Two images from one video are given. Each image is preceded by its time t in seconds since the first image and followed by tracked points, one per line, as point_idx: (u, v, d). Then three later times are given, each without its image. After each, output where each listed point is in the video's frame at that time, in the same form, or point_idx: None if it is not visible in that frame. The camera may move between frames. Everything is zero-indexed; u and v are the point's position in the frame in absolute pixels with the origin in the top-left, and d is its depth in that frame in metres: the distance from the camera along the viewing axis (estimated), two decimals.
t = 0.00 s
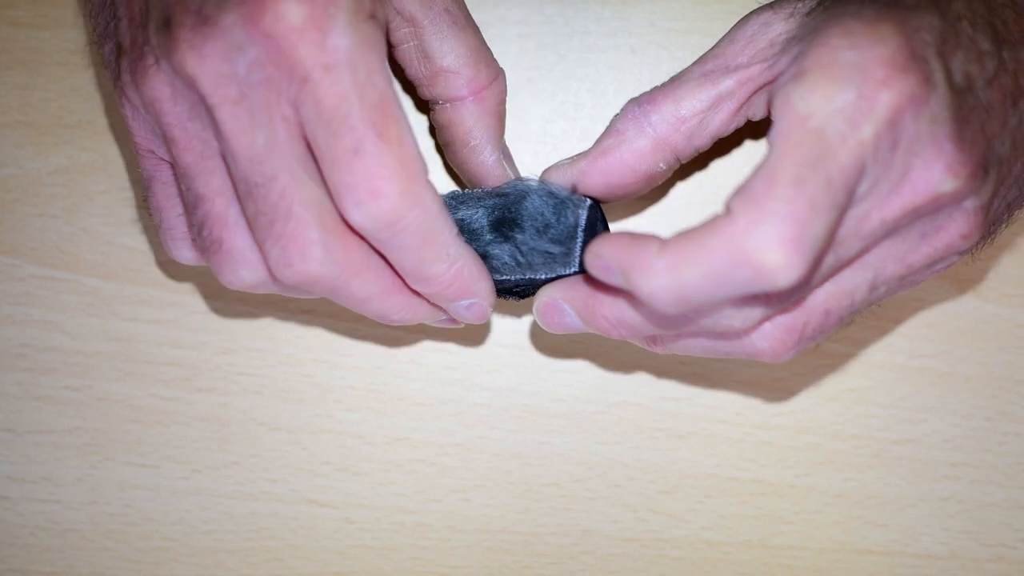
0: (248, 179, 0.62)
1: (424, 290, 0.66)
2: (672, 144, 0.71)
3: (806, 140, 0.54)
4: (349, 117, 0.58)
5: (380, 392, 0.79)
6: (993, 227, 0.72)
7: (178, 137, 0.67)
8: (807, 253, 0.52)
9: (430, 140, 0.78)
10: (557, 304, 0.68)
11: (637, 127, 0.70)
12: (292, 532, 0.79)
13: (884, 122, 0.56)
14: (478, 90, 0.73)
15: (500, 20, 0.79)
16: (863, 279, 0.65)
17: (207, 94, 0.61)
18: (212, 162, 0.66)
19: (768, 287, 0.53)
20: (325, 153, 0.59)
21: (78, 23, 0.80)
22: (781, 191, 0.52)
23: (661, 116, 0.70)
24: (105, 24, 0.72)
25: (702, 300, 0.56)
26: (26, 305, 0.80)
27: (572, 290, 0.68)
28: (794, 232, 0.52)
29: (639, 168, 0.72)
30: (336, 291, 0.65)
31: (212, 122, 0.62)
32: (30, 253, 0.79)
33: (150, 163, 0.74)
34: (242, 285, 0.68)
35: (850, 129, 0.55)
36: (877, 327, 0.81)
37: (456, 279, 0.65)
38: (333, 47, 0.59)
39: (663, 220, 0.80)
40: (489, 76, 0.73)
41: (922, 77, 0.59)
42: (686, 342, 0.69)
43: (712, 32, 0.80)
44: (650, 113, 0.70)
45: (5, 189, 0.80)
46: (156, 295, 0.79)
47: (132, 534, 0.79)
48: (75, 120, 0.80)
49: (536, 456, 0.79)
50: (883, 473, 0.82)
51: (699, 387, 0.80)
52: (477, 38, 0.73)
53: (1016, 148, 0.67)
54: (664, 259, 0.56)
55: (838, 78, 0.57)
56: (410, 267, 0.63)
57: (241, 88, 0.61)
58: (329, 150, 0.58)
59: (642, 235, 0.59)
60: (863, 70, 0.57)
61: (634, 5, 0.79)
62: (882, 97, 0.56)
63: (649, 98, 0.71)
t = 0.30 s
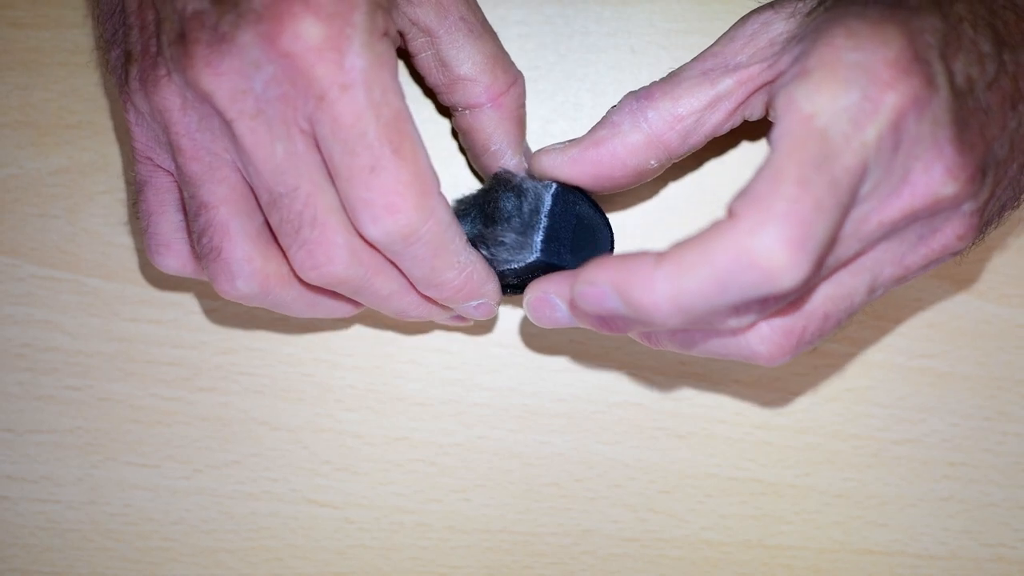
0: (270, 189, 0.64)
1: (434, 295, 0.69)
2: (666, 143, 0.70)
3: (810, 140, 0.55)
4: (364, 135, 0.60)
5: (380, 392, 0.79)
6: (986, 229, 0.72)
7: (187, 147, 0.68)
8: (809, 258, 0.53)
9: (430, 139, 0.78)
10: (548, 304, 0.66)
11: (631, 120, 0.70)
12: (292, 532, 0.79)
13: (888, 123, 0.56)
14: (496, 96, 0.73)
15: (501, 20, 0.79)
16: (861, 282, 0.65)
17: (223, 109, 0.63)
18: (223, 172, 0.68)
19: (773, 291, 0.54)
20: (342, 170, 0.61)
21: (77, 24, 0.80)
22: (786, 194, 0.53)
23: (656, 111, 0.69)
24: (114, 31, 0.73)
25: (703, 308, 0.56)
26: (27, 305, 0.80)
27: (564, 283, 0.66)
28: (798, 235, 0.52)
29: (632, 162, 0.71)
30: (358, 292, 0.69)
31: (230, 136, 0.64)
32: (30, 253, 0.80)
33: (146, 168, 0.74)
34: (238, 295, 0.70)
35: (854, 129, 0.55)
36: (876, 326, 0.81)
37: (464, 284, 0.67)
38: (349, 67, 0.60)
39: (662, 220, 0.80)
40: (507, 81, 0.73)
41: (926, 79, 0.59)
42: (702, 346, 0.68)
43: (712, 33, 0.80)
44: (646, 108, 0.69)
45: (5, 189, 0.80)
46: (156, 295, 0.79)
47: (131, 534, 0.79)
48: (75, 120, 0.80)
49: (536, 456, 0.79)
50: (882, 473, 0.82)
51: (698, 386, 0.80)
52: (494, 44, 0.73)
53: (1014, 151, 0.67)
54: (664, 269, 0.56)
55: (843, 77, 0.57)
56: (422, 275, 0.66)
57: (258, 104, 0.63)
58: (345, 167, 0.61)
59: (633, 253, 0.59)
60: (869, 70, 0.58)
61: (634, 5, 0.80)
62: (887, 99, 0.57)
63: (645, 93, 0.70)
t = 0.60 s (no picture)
0: (277, 199, 0.64)
1: (441, 297, 0.69)
2: (665, 151, 0.69)
3: (806, 138, 0.55)
4: (372, 145, 0.61)
5: (380, 392, 0.79)
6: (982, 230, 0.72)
7: (193, 155, 0.68)
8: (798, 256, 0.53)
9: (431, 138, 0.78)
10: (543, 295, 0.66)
11: (632, 126, 0.68)
12: (292, 532, 0.79)
13: (885, 122, 0.57)
14: (504, 106, 0.72)
15: (500, 20, 0.79)
16: (856, 281, 0.65)
17: (231, 118, 0.63)
18: (227, 179, 0.68)
19: (761, 287, 0.54)
20: (349, 180, 0.61)
21: (78, 24, 0.80)
22: (777, 190, 0.53)
23: (657, 119, 0.68)
24: (123, 37, 0.73)
25: (690, 302, 0.56)
26: (27, 305, 0.80)
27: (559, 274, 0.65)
28: (786, 231, 0.53)
29: (627, 168, 0.69)
30: (366, 297, 0.69)
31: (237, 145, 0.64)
32: (30, 253, 0.80)
33: (157, 174, 0.74)
34: (246, 302, 0.71)
35: (849, 128, 0.55)
36: (876, 327, 0.81)
37: (474, 286, 0.68)
38: (358, 78, 0.60)
39: (662, 224, 0.80)
40: (515, 90, 0.72)
41: (925, 79, 0.59)
42: (692, 341, 0.67)
43: (711, 33, 0.80)
44: (647, 115, 0.68)
45: (5, 189, 0.80)
46: (156, 295, 0.79)
47: (131, 534, 0.79)
48: (75, 120, 0.80)
49: (536, 456, 0.79)
50: (882, 473, 0.82)
51: (698, 386, 0.80)
52: (500, 53, 0.72)
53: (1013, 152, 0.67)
54: (650, 262, 0.57)
55: (839, 76, 0.57)
56: (430, 279, 0.66)
57: (265, 114, 0.63)
58: (352, 176, 0.61)
59: (620, 247, 0.59)
60: (867, 70, 0.58)
61: (634, 5, 0.80)
62: (883, 98, 0.57)
63: (648, 100, 0.69)
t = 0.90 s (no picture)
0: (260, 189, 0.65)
1: (428, 297, 0.68)
2: (675, 181, 0.69)
3: (781, 176, 0.59)
4: (337, 141, 0.60)
5: (380, 392, 0.79)
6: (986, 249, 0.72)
7: (167, 154, 0.68)
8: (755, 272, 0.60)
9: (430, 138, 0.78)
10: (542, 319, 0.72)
11: (640, 159, 0.69)
12: (292, 532, 0.79)
13: (869, 157, 0.59)
14: (482, 106, 0.71)
15: (500, 21, 0.79)
16: (859, 304, 0.66)
17: (200, 119, 0.64)
18: (203, 178, 0.68)
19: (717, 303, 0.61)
20: (317, 177, 0.61)
21: (78, 24, 0.80)
22: (730, 219, 0.60)
23: (664, 152, 0.69)
24: (101, 37, 0.73)
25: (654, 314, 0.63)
26: (27, 305, 0.80)
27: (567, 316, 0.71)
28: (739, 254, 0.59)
29: (638, 199, 0.71)
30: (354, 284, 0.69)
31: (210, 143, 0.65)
32: (30, 253, 0.80)
33: (135, 174, 0.74)
34: (227, 300, 0.71)
35: (828, 165, 0.59)
36: (875, 326, 0.81)
37: (458, 284, 0.66)
38: (316, 75, 0.60)
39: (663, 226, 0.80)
40: (492, 90, 0.71)
41: (918, 116, 0.60)
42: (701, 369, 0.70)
43: (711, 33, 0.80)
44: (654, 147, 0.69)
45: (5, 189, 0.80)
46: (156, 296, 0.80)
47: (131, 534, 0.79)
48: (75, 120, 0.80)
49: (536, 456, 0.79)
50: (882, 473, 0.82)
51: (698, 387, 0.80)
52: (477, 53, 0.70)
53: (1012, 173, 0.67)
54: (614, 278, 0.63)
55: (831, 111, 0.59)
56: (410, 276, 0.65)
57: (231, 112, 0.63)
58: (320, 173, 0.61)
59: (588, 264, 0.65)
60: (860, 107, 0.59)
61: (634, 5, 0.80)
62: (877, 131, 0.59)
63: (656, 131, 0.70)
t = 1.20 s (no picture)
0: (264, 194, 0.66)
1: (420, 309, 0.68)
2: (681, 203, 0.70)
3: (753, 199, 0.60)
4: (333, 144, 0.60)
5: (380, 392, 0.79)
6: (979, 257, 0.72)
7: (180, 159, 0.68)
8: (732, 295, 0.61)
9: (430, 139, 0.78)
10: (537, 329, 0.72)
11: (645, 180, 0.70)
12: (292, 531, 0.79)
13: (843, 181, 0.60)
14: (484, 100, 0.69)
15: (500, 20, 0.79)
16: (844, 314, 0.67)
17: (209, 123, 0.65)
18: (213, 181, 0.69)
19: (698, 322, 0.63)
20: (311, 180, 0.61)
21: (78, 24, 0.80)
22: (705, 247, 0.61)
23: (669, 174, 0.69)
24: (105, 42, 0.73)
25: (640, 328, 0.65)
26: (27, 305, 0.80)
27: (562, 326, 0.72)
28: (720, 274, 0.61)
29: (645, 220, 0.71)
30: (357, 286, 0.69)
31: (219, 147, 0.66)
32: (30, 253, 0.80)
33: (145, 178, 0.74)
34: (245, 299, 0.71)
35: (803, 193, 0.60)
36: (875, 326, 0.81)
37: (450, 295, 0.66)
38: (318, 76, 0.61)
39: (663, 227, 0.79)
40: (495, 84, 0.69)
41: (896, 142, 0.61)
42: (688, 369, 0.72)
43: (711, 33, 0.80)
44: (659, 169, 0.69)
45: (5, 189, 0.80)
46: (156, 296, 0.80)
47: (131, 534, 0.79)
48: (75, 120, 0.80)
49: (536, 456, 0.79)
50: (882, 473, 0.82)
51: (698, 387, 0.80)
52: (480, 48, 0.69)
53: (1000, 186, 0.67)
54: (603, 294, 0.65)
55: (808, 135, 0.60)
56: (403, 288, 0.65)
57: (239, 115, 0.64)
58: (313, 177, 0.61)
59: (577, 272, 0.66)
60: (843, 130, 0.60)
61: (634, 6, 0.80)
62: (859, 154, 0.60)
63: (659, 152, 0.70)
